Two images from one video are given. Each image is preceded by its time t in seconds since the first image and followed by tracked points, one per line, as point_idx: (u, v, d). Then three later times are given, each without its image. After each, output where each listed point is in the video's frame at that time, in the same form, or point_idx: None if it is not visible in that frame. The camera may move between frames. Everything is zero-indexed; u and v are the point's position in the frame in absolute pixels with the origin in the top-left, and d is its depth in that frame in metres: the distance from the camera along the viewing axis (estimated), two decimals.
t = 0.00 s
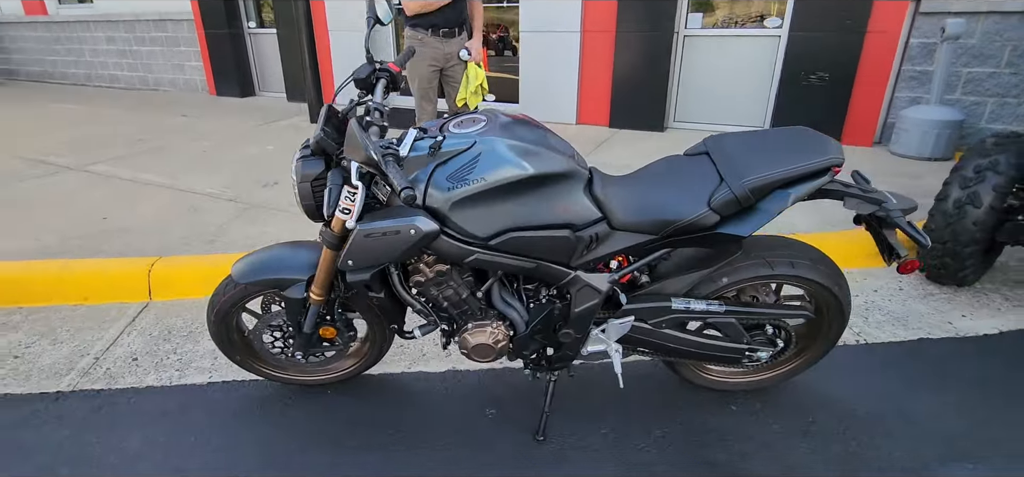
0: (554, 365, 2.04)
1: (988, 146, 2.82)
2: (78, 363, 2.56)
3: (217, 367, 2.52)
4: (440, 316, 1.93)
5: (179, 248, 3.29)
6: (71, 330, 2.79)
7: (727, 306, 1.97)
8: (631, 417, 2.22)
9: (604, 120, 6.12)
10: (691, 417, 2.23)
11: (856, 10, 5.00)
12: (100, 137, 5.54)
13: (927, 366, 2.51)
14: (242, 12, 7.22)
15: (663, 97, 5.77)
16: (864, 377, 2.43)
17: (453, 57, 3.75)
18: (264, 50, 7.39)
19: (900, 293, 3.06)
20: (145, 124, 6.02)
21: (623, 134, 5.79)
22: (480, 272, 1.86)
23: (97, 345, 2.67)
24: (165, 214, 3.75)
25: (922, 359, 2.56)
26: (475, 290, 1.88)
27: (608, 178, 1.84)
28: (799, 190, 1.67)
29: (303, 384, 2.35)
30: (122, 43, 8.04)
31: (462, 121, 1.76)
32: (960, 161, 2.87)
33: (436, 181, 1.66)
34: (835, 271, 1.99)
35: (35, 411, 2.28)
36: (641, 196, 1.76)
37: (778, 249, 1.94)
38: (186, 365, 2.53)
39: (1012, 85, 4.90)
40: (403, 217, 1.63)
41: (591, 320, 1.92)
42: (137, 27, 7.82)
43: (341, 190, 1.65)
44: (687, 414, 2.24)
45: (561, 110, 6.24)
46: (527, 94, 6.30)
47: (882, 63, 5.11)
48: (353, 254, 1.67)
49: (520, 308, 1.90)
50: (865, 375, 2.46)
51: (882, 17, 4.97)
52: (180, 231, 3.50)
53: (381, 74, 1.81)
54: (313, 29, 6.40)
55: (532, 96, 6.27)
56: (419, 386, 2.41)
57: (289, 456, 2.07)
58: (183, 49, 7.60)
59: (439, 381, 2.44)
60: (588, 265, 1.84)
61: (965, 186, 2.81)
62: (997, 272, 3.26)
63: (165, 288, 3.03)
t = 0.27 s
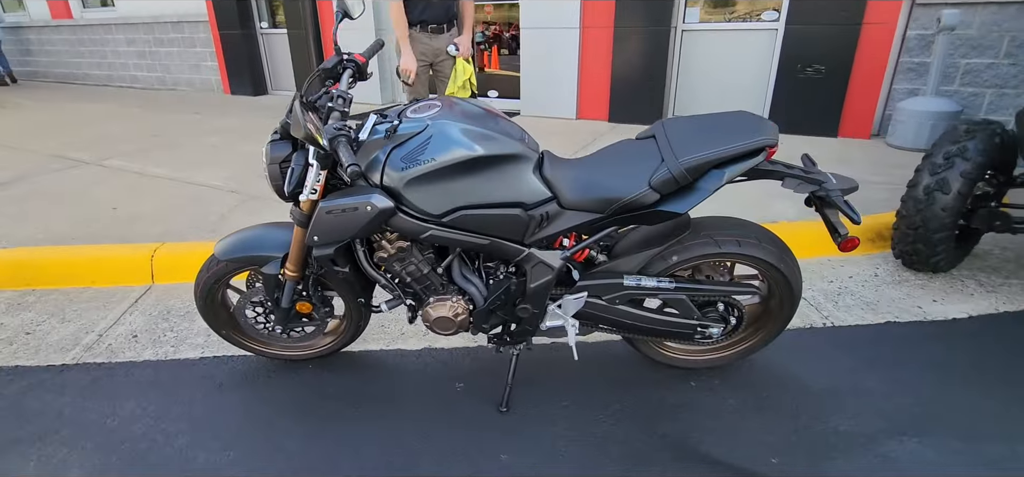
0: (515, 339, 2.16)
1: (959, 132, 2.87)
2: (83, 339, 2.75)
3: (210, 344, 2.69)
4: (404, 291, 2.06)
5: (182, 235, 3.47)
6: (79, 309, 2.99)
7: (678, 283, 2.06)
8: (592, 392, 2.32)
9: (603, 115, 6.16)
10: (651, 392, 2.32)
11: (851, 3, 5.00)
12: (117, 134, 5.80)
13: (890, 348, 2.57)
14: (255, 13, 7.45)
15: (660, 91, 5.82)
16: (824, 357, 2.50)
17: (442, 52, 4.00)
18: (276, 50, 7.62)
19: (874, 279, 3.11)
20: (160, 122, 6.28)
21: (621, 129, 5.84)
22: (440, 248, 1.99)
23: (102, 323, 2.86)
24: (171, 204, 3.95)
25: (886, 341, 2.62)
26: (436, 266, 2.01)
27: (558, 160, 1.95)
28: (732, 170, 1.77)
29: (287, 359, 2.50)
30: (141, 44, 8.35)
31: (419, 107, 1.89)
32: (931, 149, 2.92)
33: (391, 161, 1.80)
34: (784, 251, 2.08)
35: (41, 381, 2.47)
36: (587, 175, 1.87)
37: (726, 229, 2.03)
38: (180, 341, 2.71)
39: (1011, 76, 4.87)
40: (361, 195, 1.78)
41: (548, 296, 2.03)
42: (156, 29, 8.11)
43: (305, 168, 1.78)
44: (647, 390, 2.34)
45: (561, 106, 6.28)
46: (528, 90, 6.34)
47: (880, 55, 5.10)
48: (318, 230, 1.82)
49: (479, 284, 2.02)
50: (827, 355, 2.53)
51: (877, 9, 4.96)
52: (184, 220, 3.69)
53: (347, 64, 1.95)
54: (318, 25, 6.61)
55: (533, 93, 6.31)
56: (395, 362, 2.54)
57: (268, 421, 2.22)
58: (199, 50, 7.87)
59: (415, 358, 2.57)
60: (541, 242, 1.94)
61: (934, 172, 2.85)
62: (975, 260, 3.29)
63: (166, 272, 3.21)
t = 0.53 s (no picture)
0: (482, 322, 2.30)
1: (926, 126, 2.94)
2: (92, 322, 2.96)
3: (206, 327, 2.88)
4: (376, 276, 2.21)
5: (185, 227, 3.68)
6: (89, 295, 3.21)
7: (632, 269, 2.20)
8: (557, 372, 2.46)
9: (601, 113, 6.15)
10: (613, 373, 2.45)
11: None
12: (132, 132, 6.06)
13: (850, 334, 2.66)
14: (266, 14, 7.67)
15: (656, 88, 5.87)
16: (784, 343, 2.61)
17: (433, 52, 4.16)
18: (286, 50, 7.85)
19: (845, 270, 3.20)
20: (174, 120, 6.53)
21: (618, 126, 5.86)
22: (408, 236, 2.14)
23: (109, 308, 3.07)
24: (178, 198, 4.16)
25: (848, 328, 2.71)
26: (405, 253, 2.16)
27: (515, 151, 2.10)
28: (673, 161, 1.90)
29: (275, 341, 2.68)
30: (158, 45, 8.64)
31: (385, 104, 2.06)
32: (899, 142, 3.00)
33: (358, 155, 1.97)
34: (734, 240, 2.22)
35: (52, 359, 2.68)
36: (540, 167, 2.01)
37: (677, 218, 2.17)
38: (179, 324, 2.90)
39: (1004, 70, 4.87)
40: (330, 186, 1.96)
41: (510, 280, 2.16)
42: (171, 30, 8.39)
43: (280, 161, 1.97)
44: (610, 371, 2.46)
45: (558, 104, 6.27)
46: (526, 89, 6.36)
47: (872, 51, 5.10)
48: (293, 218, 1.99)
49: (445, 269, 2.17)
50: (787, 340, 2.63)
51: (870, 5, 4.96)
52: (189, 213, 3.89)
53: (322, 65, 2.11)
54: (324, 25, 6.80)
55: (531, 91, 6.33)
56: (376, 344, 2.71)
57: (254, 396, 2.39)
58: (212, 50, 8.12)
59: (395, 340, 2.73)
60: (501, 231, 2.08)
61: (900, 165, 2.93)
62: (948, 252, 3.36)
63: (170, 261, 3.41)
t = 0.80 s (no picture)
0: (466, 308, 2.43)
1: (901, 123, 3.03)
2: (105, 307, 3.15)
3: (211, 313, 3.06)
4: (365, 264, 2.36)
5: (194, 219, 3.86)
6: (104, 283, 3.40)
7: (605, 258, 2.32)
8: (537, 357, 2.60)
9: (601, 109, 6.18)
10: (590, 358, 2.59)
11: None
12: (147, 129, 6.29)
13: (822, 324, 2.77)
14: (276, 14, 7.88)
15: (654, 84, 5.99)
16: (757, 331, 2.72)
17: (427, 52, 4.30)
18: (296, 48, 8.05)
19: (826, 263, 3.29)
20: (187, 118, 6.75)
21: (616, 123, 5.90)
22: (394, 226, 2.29)
23: (121, 295, 3.26)
24: (188, 192, 4.36)
25: (820, 318, 2.82)
26: (391, 242, 2.30)
27: (493, 147, 2.24)
28: (637, 156, 2.03)
29: (275, 326, 2.84)
30: (173, 44, 8.89)
31: (371, 103, 2.20)
32: (875, 138, 3.09)
33: (344, 151, 2.12)
34: (704, 231, 2.33)
35: (68, 341, 2.87)
36: (515, 162, 2.15)
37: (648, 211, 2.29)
38: (186, 310, 3.08)
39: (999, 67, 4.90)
40: (319, 179, 2.12)
41: (490, 269, 2.30)
42: (186, 29, 8.63)
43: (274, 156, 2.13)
44: (587, 356, 2.60)
45: (559, 101, 6.34)
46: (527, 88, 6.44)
47: (868, 48, 5.16)
48: (287, 209, 2.16)
49: (429, 258, 2.31)
50: (760, 329, 2.75)
51: (863, 3, 5.03)
52: (198, 206, 4.08)
53: (313, 67, 2.27)
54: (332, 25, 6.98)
55: (533, 89, 6.41)
56: (368, 329, 2.86)
57: (252, 376, 2.56)
58: (225, 49, 8.35)
59: (386, 326, 2.88)
60: (480, 222, 2.22)
61: (876, 161, 3.02)
62: (929, 246, 3.44)
63: (179, 251, 3.60)
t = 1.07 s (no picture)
0: (468, 285, 2.60)
1: (890, 117, 3.15)
2: (134, 285, 3.37)
3: (232, 291, 3.27)
4: (374, 242, 2.54)
5: (216, 206, 4.09)
6: (133, 263, 3.63)
7: (597, 239, 2.48)
8: (534, 333, 2.76)
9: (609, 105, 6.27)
10: (584, 335, 2.74)
11: None
12: (171, 123, 6.56)
13: (808, 307, 2.90)
14: (295, 13, 8.14)
15: (662, 81, 6.07)
16: (745, 313, 2.86)
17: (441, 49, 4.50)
18: (314, 47, 8.30)
19: (817, 252, 3.40)
20: (209, 113, 7.02)
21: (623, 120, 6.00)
22: (401, 207, 2.47)
23: (149, 274, 3.49)
24: (211, 182, 4.59)
25: (807, 302, 2.95)
26: (398, 222, 2.48)
27: (492, 133, 2.41)
28: (625, 141, 2.19)
29: (291, 303, 3.04)
30: (196, 43, 9.20)
31: (380, 92, 2.39)
32: (866, 131, 3.20)
33: (355, 135, 2.31)
34: (691, 215, 2.48)
35: (100, 314, 3.09)
36: (513, 146, 2.32)
37: (638, 194, 2.44)
38: (209, 288, 3.29)
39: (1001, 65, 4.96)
40: (332, 161, 2.31)
41: (489, 248, 2.46)
42: (209, 29, 8.94)
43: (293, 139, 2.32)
44: (581, 333, 2.76)
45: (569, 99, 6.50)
46: (537, 85, 6.59)
47: (873, 48, 5.24)
48: (302, 189, 2.35)
49: (433, 237, 2.48)
50: (749, 311, 2.88)
51: (869, 3, 5.10)
52: (220, 194, 4.31)
53: (329, 59, 2.47)
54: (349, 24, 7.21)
55: (543, 87, 6.56)
56: (377, 306, 3.04)
57: (269, 347, 2.75)
58: (246, 47, 8.63)
59: (394, 304, 3.06)
60: (480, 203, 2.39)
61: (865, 152, 3.13)
62: (920, 237, 3.54)
63: (202, 235, 3.82)
